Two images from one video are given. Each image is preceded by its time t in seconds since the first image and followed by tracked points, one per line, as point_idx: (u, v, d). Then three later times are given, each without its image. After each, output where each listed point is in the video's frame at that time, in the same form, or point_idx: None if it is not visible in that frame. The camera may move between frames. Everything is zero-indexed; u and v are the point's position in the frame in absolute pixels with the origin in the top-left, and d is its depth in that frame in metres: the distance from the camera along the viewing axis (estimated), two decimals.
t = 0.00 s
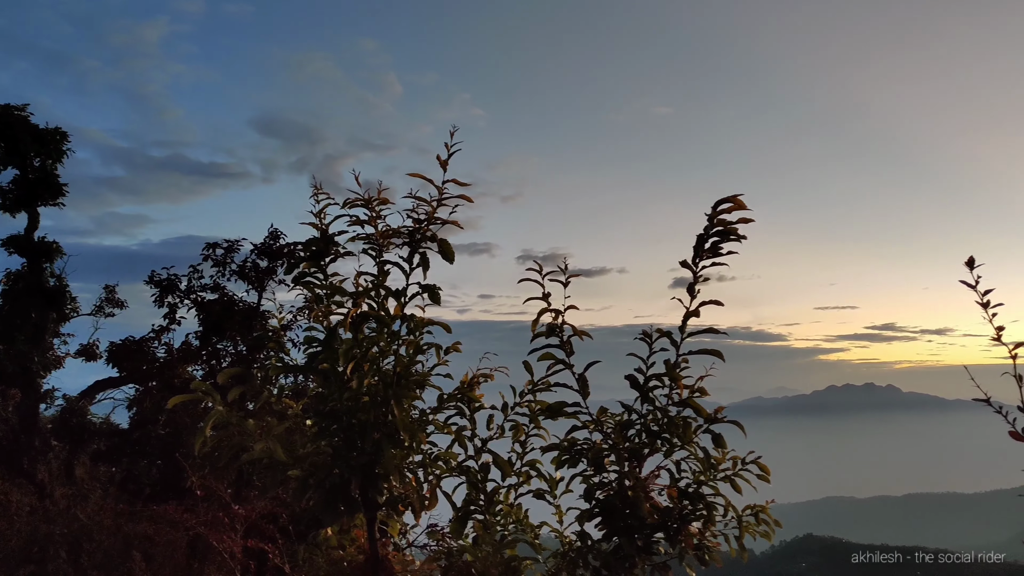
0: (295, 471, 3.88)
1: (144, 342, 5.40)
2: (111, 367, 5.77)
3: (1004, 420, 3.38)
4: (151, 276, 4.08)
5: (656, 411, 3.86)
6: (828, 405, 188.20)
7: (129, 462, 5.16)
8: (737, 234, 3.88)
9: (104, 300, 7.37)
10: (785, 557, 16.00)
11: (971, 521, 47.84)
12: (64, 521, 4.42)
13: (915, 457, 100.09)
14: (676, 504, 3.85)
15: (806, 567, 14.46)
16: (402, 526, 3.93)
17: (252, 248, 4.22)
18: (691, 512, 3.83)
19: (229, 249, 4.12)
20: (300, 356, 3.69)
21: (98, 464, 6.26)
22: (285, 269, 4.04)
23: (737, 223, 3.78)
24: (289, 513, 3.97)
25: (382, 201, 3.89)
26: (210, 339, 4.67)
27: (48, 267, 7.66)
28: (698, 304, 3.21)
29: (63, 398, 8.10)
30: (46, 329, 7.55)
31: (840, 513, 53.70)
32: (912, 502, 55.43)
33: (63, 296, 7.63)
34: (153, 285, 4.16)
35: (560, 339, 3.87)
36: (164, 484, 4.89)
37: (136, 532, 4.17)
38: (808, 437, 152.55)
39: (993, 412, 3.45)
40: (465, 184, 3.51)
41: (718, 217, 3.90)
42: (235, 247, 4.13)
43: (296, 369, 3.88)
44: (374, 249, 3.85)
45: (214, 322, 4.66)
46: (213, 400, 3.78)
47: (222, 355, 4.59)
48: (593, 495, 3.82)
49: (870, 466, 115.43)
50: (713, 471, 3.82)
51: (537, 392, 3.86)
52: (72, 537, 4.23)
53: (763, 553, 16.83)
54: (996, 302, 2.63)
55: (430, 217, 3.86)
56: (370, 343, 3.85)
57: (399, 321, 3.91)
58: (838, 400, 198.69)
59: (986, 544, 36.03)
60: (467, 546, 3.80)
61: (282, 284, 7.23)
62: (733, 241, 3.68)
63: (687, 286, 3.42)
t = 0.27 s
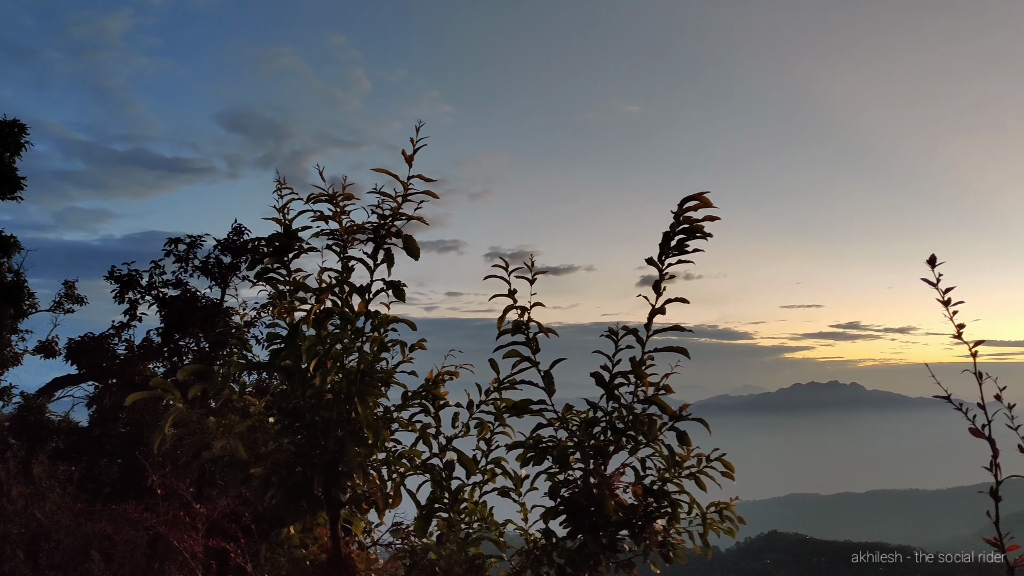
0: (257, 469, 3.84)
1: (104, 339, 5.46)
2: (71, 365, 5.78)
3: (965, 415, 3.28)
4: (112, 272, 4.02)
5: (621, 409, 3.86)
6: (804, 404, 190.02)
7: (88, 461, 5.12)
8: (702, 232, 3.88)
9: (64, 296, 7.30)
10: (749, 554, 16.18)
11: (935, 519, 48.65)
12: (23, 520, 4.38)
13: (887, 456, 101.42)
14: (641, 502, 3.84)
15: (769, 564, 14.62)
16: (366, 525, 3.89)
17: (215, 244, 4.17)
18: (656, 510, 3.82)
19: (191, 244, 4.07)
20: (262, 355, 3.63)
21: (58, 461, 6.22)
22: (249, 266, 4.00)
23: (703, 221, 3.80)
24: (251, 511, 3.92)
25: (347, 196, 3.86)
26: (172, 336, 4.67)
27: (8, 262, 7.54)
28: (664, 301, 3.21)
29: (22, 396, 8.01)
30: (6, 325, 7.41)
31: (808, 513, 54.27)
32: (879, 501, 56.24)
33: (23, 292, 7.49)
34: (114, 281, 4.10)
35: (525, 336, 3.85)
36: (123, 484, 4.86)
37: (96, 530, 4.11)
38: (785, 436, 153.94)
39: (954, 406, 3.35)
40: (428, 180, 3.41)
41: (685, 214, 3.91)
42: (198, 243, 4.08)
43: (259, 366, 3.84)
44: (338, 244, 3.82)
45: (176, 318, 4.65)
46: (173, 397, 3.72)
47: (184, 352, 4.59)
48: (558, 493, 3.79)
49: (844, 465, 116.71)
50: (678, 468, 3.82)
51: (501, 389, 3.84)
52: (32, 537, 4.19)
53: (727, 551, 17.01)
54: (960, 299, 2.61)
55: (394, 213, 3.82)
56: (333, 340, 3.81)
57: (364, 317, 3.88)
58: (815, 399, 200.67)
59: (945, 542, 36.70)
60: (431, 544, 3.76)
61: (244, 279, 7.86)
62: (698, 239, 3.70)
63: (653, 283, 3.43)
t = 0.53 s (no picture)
0: (219, 467, 3.81)
1: (64, 335, 5.47)
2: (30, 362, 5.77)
3: (927, 412, 3.12)
4: (72, 268, 3.96)
5: (587, 406, 3.87)
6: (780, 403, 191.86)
7: (46, 460, 5.03)
8: (668, 229, 3.90)
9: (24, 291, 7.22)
10: (715, 552, 16.35)
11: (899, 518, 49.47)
12: None
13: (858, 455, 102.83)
14: (606, 499, 3.84)
15: (735, 562, 14.78)
16: (330, 523, 3.86)
17: (177, 239, 4.12)
18: (621, 507, 3.82)
19: (153, 239, 4.01)
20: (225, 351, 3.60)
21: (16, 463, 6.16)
22: (212, 261, 3.96)
23: (668, 218, 3.81)
24: (213, 510, 3.87)
25: (311, 191, 3.82)
26: (133, 333, 4.69)
27: None
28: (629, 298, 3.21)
29: None
30: None
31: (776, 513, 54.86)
32: (845, 500, 57.08)
33: None
34: (73, 276, 4.03)
35: (491, 333, 3.85)
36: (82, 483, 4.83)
37: (54, 530, 4.06)
38: (760, 436, 155.41)
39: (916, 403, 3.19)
40: (393, 176, 3.38)
41: (651, 210, 3.93)
42: (160, 238, 4.03)
43: (221, 363, 3.80)
44: (302, 240, 3.79)
45: (137, 314, 4.68)
46: (133, 394, 3.66)
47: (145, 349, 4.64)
48: (523, 490, 3.77)
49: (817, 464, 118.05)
50: (643, 465, 3.82)
51: (467, 386, 3.84)
52: None
53: (693, 550, 17.19)
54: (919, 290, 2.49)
55: (359, 208, 3.78)
56: (297, 337, 3.78)
57: (328, 313, 3.85)
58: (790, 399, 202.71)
59: (903, 541, 37.48)
60: (395, 542, 3.73)
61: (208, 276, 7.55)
62: (663, 237, 3.71)
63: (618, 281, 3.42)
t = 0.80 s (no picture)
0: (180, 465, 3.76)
1: (23, 333, 5.45)
2: None
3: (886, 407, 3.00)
4: (30, 263, 3.90)
5: (552, 403, 3.88)
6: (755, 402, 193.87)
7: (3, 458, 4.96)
8: (634, 226, 3.96)
9: None
10: (680, 548, 16.56)
11: (862, 514, 50.52)
12: None
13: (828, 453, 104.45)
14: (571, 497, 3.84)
15: (700, 559, 15.04)
16: (293, 522, 3.83)
17: (139, 234, 4.07)
18: (586, 504, 3.82)
19: (114, 234, 3.96)
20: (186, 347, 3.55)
21: None
22: (174, 256, 3.90)
23: (633, 215, 3.83)
24: (174, 509, 3.82)
25: (275, 186, 3.77)
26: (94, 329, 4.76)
27: None
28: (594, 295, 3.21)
29: None
30: None
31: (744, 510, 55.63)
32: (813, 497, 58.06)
33: None
34: (31, 272, 3.96)
35: (456, 330, 3.84)
36: (40, 482, 4.78)
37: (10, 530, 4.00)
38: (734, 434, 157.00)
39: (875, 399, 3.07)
40: (360, 171, 3.23)
41: (616, 208, 3.99)
42: (121, 233, 3.96)
43: (182, 359, 3.74)
44: (266, 236, 3.74)
45: (98, 310, 4.80)
46: (91, 391, 3.60)
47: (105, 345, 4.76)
48: (488, 488, 3.76)
49: (789, 462, 119.66)
50: (608, 462, 3.84)
51: (432, 384, 3.82)
52: None
53: (658, 546, 17.40)
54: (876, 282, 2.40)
55: (324, 204, 3.75)
56: (260, 333, 3.73)
57: (292, 310, 3.81)
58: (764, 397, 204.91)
59: (862, 537, 38.42)
60: (359, 541, 3.69)
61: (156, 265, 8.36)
62: (629, 234, 3.72)
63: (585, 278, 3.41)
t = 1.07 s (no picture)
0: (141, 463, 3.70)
1: None
2: None
3: (843, 403, 2.97)
4: None
5: (518, 400, 3.89)
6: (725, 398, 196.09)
7: None
8: (600, 224, 4.00)
9: None
10: (644, 543, 16.77)
11: (825, 509, 51.53)
12: None
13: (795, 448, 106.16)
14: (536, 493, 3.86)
15: (663, 554, 15.31)
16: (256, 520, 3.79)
17: (98, 230, 4.00)
18: (551, 501, 3.83)
19: (72, 229, 3.89)
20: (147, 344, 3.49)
21: None
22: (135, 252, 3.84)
23: (599, 213, 3.85)
24: (133, 508, 3.76)
25: (239, 181, 3.73)
26: (52, 324, 4.79)
27: None
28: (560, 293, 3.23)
29: None
30: None
31: (710, 504, 56.34)
32: (780, 491, 58.98)
33: None
34: None
35: (422, 327, 3.83)
36: None
37: None
38: (704, 430, 158.74)
39: (834, 395, 3.04)
40: (325, 167, 3.30)
41: (583, 205, 4.01)
42: (79, 228, 3.90)
43: (143, 356, 3.68)
44: (229, 231, 3.70)
45: (56, 306, 4.81)
46: (48, 388, 3.52)
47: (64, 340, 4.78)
48: (453, 485, 3.76)
49: (757, 457, 121.39)
50: (573, 459, 3.85)
51: (397, 381, 3.81)
52: None
53: (622, 542, 17.60)
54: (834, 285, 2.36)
55: (289, 200, 3.70)
56: (223, 330, 3.66)
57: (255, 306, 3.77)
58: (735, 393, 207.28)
59: (820, 531, 39.28)
60: (322, 539, 3.66)
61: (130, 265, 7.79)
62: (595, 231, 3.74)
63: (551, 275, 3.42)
